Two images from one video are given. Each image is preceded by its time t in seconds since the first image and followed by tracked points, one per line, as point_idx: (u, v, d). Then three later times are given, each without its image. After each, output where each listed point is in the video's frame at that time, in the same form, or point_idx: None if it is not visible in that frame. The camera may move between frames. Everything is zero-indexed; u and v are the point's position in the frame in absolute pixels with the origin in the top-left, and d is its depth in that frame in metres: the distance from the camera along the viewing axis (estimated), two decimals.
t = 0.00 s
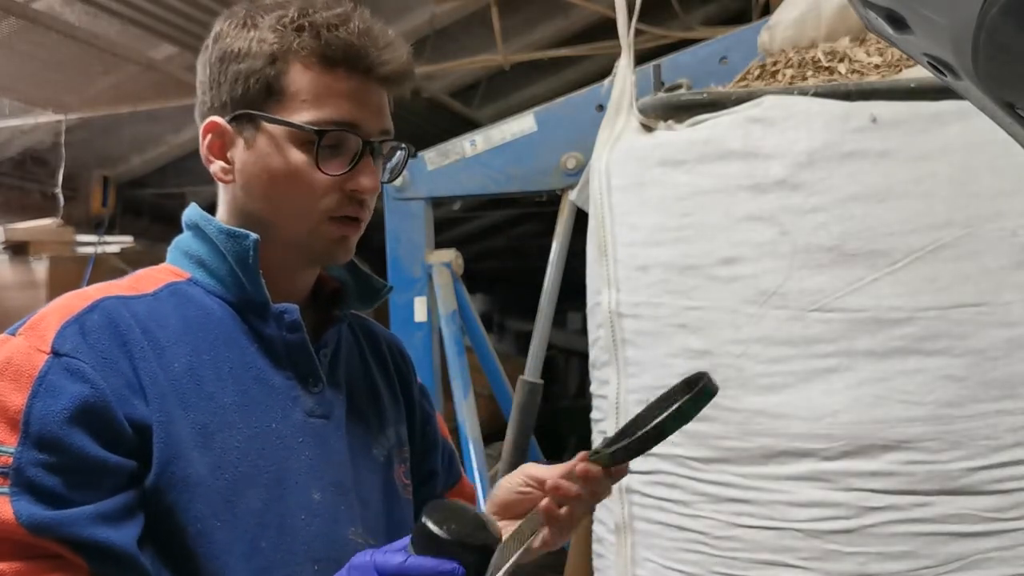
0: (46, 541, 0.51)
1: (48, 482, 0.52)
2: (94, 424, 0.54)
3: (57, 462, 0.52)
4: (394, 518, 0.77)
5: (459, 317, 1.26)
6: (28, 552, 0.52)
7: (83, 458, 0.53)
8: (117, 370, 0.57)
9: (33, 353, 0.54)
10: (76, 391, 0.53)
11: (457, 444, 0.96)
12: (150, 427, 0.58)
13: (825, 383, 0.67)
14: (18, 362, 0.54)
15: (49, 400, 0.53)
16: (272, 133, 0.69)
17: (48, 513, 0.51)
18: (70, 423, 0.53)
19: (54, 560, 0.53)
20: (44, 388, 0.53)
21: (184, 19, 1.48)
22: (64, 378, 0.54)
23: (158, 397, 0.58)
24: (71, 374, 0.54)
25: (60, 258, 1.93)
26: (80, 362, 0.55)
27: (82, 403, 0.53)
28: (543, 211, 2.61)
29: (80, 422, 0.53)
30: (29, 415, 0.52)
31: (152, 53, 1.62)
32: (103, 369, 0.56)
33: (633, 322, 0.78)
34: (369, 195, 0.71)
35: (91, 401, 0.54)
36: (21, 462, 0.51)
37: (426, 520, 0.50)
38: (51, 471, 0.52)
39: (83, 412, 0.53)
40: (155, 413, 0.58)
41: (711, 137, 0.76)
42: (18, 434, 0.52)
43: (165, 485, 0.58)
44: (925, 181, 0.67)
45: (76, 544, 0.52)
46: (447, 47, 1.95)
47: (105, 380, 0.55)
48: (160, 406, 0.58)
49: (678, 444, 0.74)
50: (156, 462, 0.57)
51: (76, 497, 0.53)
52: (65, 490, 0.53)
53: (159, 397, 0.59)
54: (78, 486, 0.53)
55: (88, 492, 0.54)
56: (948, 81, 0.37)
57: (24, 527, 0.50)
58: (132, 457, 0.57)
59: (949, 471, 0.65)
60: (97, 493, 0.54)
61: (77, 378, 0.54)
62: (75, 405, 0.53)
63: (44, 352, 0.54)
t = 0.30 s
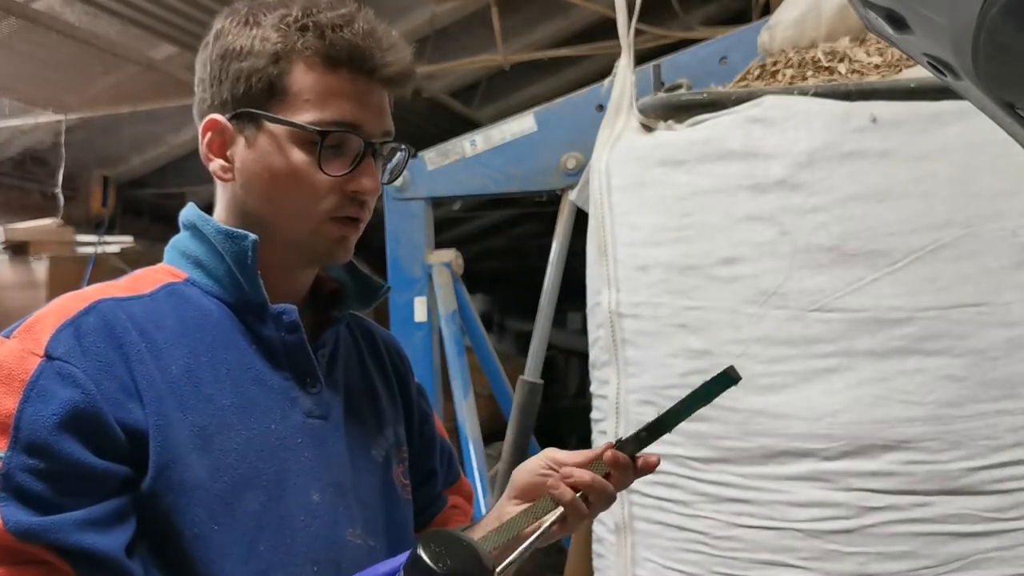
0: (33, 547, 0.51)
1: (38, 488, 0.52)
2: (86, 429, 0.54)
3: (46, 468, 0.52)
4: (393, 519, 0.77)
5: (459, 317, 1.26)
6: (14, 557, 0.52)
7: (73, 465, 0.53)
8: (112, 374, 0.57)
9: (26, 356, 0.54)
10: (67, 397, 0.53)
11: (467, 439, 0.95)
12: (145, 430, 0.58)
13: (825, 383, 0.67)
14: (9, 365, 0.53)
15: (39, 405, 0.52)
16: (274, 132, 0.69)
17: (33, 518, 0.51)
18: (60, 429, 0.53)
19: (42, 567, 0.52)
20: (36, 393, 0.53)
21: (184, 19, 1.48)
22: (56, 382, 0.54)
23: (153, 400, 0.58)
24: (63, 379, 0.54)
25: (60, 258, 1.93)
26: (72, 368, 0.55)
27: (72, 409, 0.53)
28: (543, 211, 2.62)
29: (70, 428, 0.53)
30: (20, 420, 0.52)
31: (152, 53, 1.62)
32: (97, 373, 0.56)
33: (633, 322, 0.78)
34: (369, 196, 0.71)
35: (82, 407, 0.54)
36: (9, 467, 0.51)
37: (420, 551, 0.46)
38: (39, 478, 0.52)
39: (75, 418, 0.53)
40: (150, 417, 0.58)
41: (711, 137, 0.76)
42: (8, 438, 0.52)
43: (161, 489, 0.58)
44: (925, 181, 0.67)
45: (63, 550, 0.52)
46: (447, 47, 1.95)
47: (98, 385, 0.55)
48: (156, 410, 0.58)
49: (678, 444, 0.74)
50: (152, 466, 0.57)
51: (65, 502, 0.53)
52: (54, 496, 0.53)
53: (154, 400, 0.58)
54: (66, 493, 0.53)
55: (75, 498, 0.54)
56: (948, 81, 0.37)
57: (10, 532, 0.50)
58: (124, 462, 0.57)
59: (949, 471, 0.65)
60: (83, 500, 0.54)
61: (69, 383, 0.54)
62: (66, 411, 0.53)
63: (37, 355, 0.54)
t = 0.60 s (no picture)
0: (31, 550, 0.51)
1: (35, 491, 0.52)
2: (83, 432, 0.54)
3: (43, 471, 0.52)
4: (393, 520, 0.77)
5: (459, 318, 1.26)
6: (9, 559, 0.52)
7: (70, 468, 0.53)
8: (110, 377, 0.57)
9: (23, 359, 0.54)
10: (64, 400, 0.53)
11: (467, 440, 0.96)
12: (143, 433, 0.57)
13: (825, 383, 0.67)
14: (6, 367, 0.53)
15: (37, 408, 0.52)
16: (272, 129, 0.69)
17: (30, 521, 0.51)
18: (57, 432, 0.53)
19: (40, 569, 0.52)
20: (33, 395, 0.53)
21: (184, 19, 1.48)
22: (54, 385, 0.54)
23: (152, 402, 0.58)
24: (60, 381, 0.54)
25: (60, 258, 1.93)
26: (69, 370, 0.54)
27: (69, 412, 0.53)
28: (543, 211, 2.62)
29: (67, 431, 0.53)
30: (16, 424, 0.52)
31: (152, 53, 1.62)
32: (95, 376, 0.56)
33: (633, 322, 0.78)
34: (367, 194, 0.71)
35: (80, 410, 0.54)
36: (6, 470, 0.51)
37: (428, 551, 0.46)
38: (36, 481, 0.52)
39: (72, 420, 0.53)
40: (148, 419, 0.58)
41: (711, 137, 0.76)
42: (5, 441, 0.51)
43: (161, 491, 0.58)
44: (925, 181, 0.67)
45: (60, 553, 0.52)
46: (447, 47, 1.95)
47: (95, 388, 0.55)
48: (155, 412, 0.58)
49: (678, 444, 0.74)
50: (152, 468, 0.57)
51: (62, 506, 0.53)
52: (52, 500, 0.53)
53: (152, 403, 0.58)
54: (63, 496, 0.53)
55: (73, 501, 0.54)
56: (948, 81, 0.37)
57: (7, 535, 0.50)
58: (122, 464, 0.57)
59: (949, 471, 0.65)
60: (81, 502, 0.54)
61: (67, 386, 0.54)
62: (64, 413, 0.53)
63: (35, 357, 0.54)
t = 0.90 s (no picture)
0: (30, 550, 0.50)
1: (35, 492, 0.51)
2: (83, 433, 0.53)
3: (43, 472, 0.51)
4: (392, 522, 0.77)
5: (459, 318, 1.26)
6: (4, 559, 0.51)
7: (70, 469, 0.52)
8: (110, 378, 0.56)
9: (23, 359, 0.53)
10: (65, 401, 0.52)
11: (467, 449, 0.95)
12: (144, 435, 0.57)
13: (825, 383, 0.67)
14: (7, 367, 0.52)
15: (37, 408, 0.51)
16: (245, 114, 0.71)
17: (29, 523, 0.50)
18: (57, 434, 0.52)
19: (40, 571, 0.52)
20: (33, 396, 0.52)
21: (184, 19, 1.48)
22: (54, 386, 0.53)
23: (152, 404, 0.58)
24: (60, 382, 0.53)
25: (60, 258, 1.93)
26: (69, 371, 0.54)
27: (69, 413, 0.52)
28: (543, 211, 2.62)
29: (67, 432, 0.52)
30: (16, 425, 0.51)
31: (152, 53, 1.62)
32: (95, 377, 0.55)
33: (633, 322, 0.78)
34: (335, 179, 0.70)
35: (80, 412, 0.53)
36: (5, 471, 0.50)
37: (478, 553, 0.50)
38: (36, 482, 0.51)
39: (72, 422, 0.52)
40: (149, 421, 0.57)
41: (711, 137, 0.76)
42: (5, 442, 0.51)
43: (160, 492, 0.57)
44: (925, 181, 0.67)
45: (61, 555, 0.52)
46: (447, 47, 1.95)
47: (96, 389, 0.55)
48: (155, 414, 0.58)
49: (678, 444, 0.74)
50: (152, 470, 0.57)
51: (60, 507, 0.53)
52: (50, 501, 0.52)
53: (153, 404, 0.58)
54: (61, 498, 0.53)
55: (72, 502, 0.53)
56: (948, 81, 0.37)
57: (6, 536, 0.49)
58: (121, 466, 0.57)
59: (949, 471, 0.65)
60: (80, 504, 0.54)
61: (67, 387, 0.53)
62: (64, 415, 0.52)
63: (35, 357, 0.53)
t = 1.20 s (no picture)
0: (29, 552, 0.50)
1: (35, 494, 0.51)
2: (84, 435, 0.53)
3: (43, 473, 0.51)
4: (393, 524, 0.77)
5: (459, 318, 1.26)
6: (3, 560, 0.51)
7: (71, 471, 0.52)
8: (112, 380, 0.56)
9: (25, 360, 0.53)
10: (66, 403, 0.52)
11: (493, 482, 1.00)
12: (145, 437, 0.57)
13: (825, 383, 0.67)
14: (7, 369, 0.52)
15: (38, 409, 0.51)
16: (257, 116, 0.70)
17: (29, 524, 0.50)
18: (59, 436, 0.52)
19: (35, 572, 0.52)
20: (34, 398, 0.52)
21: (184, 19, 1.48)
22: (56, 388, 0.53)
23: (153, 406, 0.58)
24: (62, 384, 0.53)
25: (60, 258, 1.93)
26: (72, 373, 0.54)
27: (71, 415, 0.52)
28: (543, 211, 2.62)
29: (69, 433, 0.52)
30: (18, 427, 0.51)
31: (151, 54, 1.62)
32: (97, 378, 0.55)
33: (633, 322, 0.78)
34: (350, 184, 0.70)
35: (82, 414, 0.53)
36: (6, 472, 0.50)
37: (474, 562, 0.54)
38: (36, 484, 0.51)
39: (74, 424, 0.52)
40: (150, 423, 0.57)
41: (711, 137, 0.76)
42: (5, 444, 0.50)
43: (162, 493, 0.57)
44: (925, 181, 0.67)
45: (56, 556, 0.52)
46: (447, 47, 1.95)
47: (98, 391, 0.54)
48: (156, 416, 0.57)
49: (678, 445, 0.74)
50: (152, 473, 0.56)
51: (60, 510, 0.53)
52: (50, 503, 0.52)
53: (154, 406, 0.58)
54: (60, 500, 0.53)
55: (72, 505, 0.53)
56: (948, 81, 0.37)
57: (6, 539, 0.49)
58: (122, 468, 0.56)
59: (949, 471, 0.65)
60: (80, 507, 0.54)
61: (68, 389, 0.53)
62: (66, 417, 0.52)
63: (37, 358, 0.53)
